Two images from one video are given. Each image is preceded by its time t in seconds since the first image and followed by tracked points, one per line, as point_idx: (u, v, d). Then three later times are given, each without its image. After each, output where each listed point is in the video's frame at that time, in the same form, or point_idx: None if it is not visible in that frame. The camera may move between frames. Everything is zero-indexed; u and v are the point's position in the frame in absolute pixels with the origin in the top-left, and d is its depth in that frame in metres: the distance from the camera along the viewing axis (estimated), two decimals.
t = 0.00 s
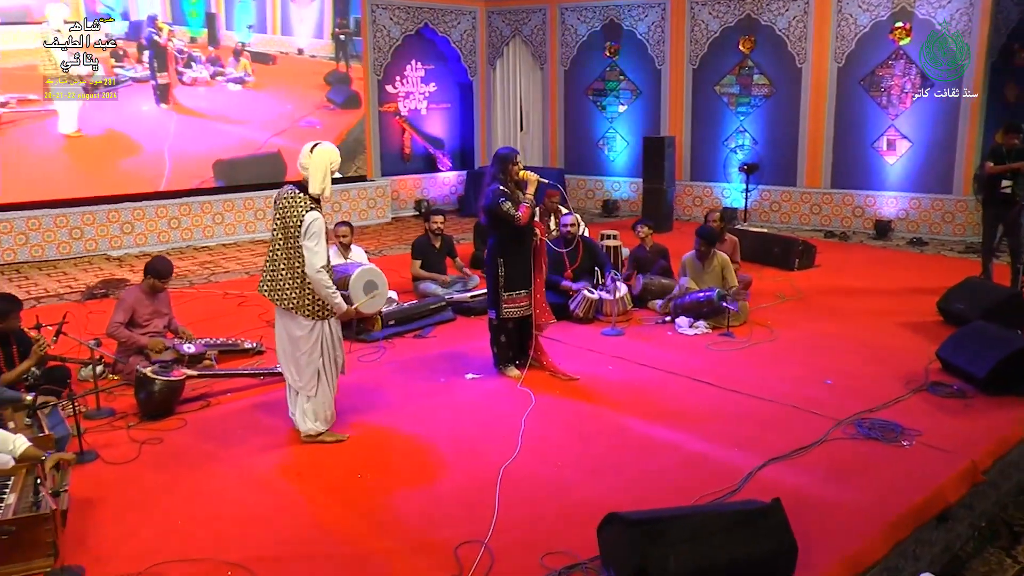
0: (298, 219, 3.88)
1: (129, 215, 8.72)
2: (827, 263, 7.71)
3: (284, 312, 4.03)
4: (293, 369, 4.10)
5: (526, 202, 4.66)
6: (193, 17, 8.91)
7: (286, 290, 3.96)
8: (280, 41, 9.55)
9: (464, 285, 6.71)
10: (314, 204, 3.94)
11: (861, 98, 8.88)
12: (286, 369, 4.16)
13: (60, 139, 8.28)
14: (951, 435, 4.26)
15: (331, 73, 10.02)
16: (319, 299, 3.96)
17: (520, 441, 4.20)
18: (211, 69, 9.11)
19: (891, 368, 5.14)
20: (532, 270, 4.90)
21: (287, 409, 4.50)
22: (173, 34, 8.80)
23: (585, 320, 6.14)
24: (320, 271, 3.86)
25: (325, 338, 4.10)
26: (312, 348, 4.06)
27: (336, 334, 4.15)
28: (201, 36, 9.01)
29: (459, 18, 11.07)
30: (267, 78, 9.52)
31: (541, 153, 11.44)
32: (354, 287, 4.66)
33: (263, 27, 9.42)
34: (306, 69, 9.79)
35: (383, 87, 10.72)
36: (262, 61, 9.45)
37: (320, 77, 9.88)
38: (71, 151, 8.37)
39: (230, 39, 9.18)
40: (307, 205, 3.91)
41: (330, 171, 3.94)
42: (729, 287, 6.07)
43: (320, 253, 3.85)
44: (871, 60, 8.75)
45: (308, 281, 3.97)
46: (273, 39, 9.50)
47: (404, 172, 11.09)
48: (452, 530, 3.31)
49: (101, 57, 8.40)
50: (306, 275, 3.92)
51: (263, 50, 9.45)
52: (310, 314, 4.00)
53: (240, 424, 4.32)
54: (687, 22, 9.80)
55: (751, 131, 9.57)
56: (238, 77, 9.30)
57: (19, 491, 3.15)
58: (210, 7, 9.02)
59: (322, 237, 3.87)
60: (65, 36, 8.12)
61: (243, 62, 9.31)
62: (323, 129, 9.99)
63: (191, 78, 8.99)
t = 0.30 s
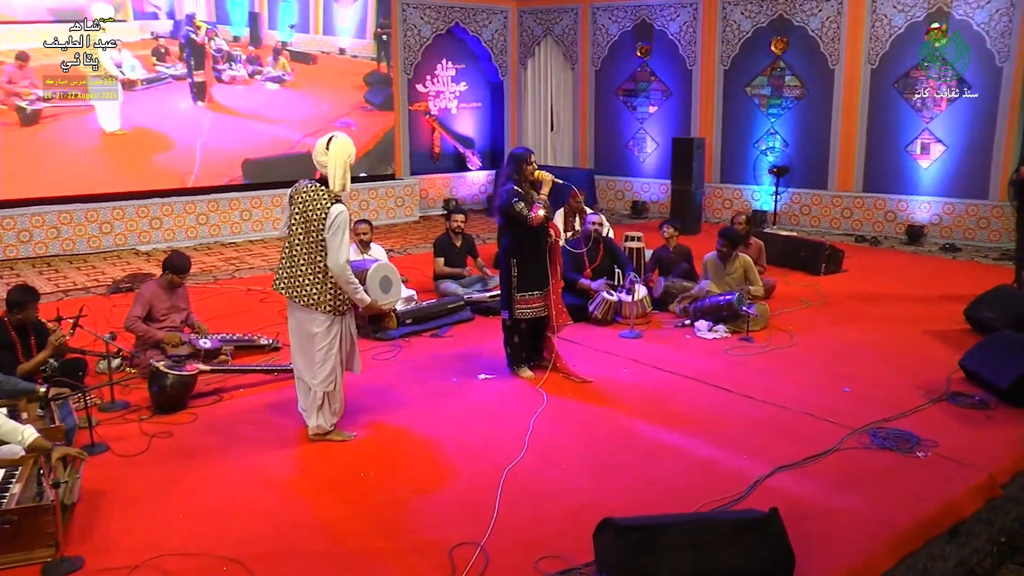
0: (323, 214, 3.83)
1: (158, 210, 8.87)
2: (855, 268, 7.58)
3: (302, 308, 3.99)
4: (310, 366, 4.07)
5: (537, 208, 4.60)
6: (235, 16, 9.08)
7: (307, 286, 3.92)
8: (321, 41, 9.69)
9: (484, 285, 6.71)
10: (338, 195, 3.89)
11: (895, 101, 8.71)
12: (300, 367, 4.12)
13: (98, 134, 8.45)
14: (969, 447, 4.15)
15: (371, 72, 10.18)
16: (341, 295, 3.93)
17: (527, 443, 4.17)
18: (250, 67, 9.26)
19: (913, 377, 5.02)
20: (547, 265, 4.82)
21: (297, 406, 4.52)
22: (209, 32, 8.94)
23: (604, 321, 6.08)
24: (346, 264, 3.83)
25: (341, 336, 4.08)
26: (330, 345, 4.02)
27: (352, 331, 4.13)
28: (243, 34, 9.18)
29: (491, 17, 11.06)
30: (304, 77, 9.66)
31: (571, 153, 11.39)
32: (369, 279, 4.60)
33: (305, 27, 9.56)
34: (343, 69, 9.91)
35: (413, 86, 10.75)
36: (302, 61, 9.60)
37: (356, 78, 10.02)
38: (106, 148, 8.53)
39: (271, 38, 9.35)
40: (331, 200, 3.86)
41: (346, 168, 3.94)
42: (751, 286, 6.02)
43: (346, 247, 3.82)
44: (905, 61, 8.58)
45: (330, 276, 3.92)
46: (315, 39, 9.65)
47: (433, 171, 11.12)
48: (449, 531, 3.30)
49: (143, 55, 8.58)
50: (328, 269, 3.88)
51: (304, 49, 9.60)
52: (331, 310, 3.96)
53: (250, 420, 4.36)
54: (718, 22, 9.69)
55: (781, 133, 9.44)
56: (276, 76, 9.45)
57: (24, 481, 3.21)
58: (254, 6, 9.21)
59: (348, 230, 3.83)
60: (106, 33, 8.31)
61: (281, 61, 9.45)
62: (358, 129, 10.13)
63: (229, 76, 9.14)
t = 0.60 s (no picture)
0: (338, 221, 3.71)
1: (184, 207, 8.97)
2: (881, 274, 7.45)
3: (313, 314, 3.88)
4: (320, 372, 3.97)
5: (549, 205, 4.55)
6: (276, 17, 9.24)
7: (320, 290, 3.82)
8: (361, 42, 9.81)
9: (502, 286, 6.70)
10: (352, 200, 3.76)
11: (927, 104, 8.54)
12: (308, 371, 4.02)
13: (133, 130, 8.63)
14: (982, 459, 4.05)
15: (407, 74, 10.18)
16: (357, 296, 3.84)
17: (530, 444, 4.15)
18: (286, 67, 9.41)
19: (931, 386, 4.92)
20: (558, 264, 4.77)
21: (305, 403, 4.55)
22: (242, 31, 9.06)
23: (619, 324, 6.03)
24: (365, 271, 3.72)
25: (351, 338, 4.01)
26: (342, 349, 3.95)
27: (361, 333, 4.06)
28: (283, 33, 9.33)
29: (521, 17, 11.02)
30: (340, 77, 9.77)
31: (599, 154, 11.34)
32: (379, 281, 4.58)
33: (345, 28, 9.70)
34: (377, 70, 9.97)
35: (442, 86, 10.75)
36: (340, 62, 9.73)
37: (393, 79, 10.08)
38: (139, 144, 8.69)
39: (310, 38, 9.48)
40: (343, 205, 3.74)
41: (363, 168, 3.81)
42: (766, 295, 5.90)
43: (364, 253, 3.70)
44: (939, 63, 8.40)
45: (344, 280, 3.83)
46: (354, 40, 9.77)
47: (460, 170, 11.13)
48: (442, 530, 3.29)
49: (183, 53, 8.77)
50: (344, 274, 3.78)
51: (342, 50, 9.72)
52: (345, 312, 3.87)
53: (257, 415, 4.40)
54: (749, 23, 9.58)
55: (811, 135, 9.31)
56: (312, 76, 9.58)
57: (28, 469, 3.26)
58: (294, 6, 9.35)
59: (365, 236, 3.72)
60: (144, 30, 8.50)
61: (317, 61, 9.57)
62: (390, 132, 10.14)
63: (265, 75, 9.29)
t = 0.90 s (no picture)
0: (346, 217, 3.75)
1: (208, 204, 9.05)
2: (905, 278, 7.34)
3: (317, 309, 3.90)
4: (323, 366, 3.99)
5: (558, 204, 4.53)
6: (313, 18, 9.44)
7: (324, 285, 3.83)
8: (397, 44, 10.01)
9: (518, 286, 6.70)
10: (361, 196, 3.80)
11: (957, 105, 8.38)
12: (311, 366, 4.04)
13: (163, 127, 8.79)
14: (991, 468, 3.98)
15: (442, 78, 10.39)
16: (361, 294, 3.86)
17: (532, 444, 4.14)
18: (320, 68, 9.57)
19: (945, 394, 4.84)
20: (565, 268, 4.74)
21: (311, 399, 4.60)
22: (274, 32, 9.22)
23: (633, 326, 5.99)
24: (369, 266, 3.74)
25: (353, 334, 4.03)
26: (344, 345, 3.96)
27: (363, 329, 4.08)
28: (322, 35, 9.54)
29: (548, 16, 10.97)
30: (374, 79, 9.94)
31: (625, 155, 11.29)
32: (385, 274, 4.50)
33: (382, 30, 9.91)
34: (411, 74, 10.17)
35: (468, 86, 10.76)
36: (376, 64, 9.92)
37: (428, 82, 10.25)
38: (168, 141, 8.85)
39: (347, 39, 9.69)
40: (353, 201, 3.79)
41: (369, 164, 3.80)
42: (784, 299, 5.78)
43: (370, 248, 3.72)
44: (970, 64, 8.24)
45: (349, 275, 3.85)
46: (390, 42, 9.97)
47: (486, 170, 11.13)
48: (434, 528, 3.30)
49: (217, 54, 8.96)
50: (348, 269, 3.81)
51: (378, 52, 9.92)
52: (348, 308, 3.89)
53: (264, 411, 4.46)
54: (776, 24, 9.48)
55: (838, 137, 9.19)
56: (343, 78, 9.74)
57: (32, 459, 3.34)
58: (333, 8, 9.55)
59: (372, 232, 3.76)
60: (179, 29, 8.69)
61: (349, 62, 9.74)
62: (420, 135, 10.30)
63: (297, 76, 9.45)
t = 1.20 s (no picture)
0: (339, 217, 3.79)
1: (229, 202, 9.20)
2: (924, 282, 7.24)
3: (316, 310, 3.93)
4: (327, 367, 4.01)
5: (557, 201, 4.51)
6: (344, 18, 9.55)
7: (323, 285, 3.87)
8: (429, 46, 10.13)
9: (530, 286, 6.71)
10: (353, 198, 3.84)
11: (982, 106, 8.25)
12: (314, 367, 4.06)
13: (186, 125, 8.91)
14: (994, 476, 3.92)
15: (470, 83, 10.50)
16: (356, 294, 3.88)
17: (529, 441, 4.12)
18: (347, 69, 9.67)
19: (955, 400, 4.77)
20: (569, 270, 4.73)
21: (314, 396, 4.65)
22: (298, 32, 9.32)
23: (643, 326, 5.96)
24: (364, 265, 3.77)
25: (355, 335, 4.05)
26: (346, 345, 3.98)
27: (365, 330, 4.10)
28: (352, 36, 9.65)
29: (570, 16, 10.97)
30: (401, 80, 10.03)
31: (647, 156, 11.24)
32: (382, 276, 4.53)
33: (413, 32, 10.02)
34: (438, 76, 10.27)
35: (489, 86, 10.77)
36: (405, 66, 10.03)
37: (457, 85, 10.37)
38: (190, 139, 8.97)
39: (378, 40, 9.80)
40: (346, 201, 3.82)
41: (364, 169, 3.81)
42: (793, 299, 5.75)
43: (364, 248, 3.76)
44: (996, 65, 8.11)
45: (345, 276, 3.88)
46: (421, 44, 10.08)
47: (507, 170, 11.15)
48: (422, 526, 3.31)
49: (244, 54, 9.09)
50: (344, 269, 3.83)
51: (408, 54, 10.02)
52: (346, 308, 3.91)
53: (267, 407, 4.52)
54: (799, 23, 9.38)
55: (860, 138, 9.07)
56: (370, 79, 9.83)
57: (32, 451, 3.42)
58: (363, 10, 9.67)
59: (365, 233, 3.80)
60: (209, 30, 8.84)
61: (376, 64, 9.83)
62: (442, 138, 10.40)
63: (324, 77, 9.55)
